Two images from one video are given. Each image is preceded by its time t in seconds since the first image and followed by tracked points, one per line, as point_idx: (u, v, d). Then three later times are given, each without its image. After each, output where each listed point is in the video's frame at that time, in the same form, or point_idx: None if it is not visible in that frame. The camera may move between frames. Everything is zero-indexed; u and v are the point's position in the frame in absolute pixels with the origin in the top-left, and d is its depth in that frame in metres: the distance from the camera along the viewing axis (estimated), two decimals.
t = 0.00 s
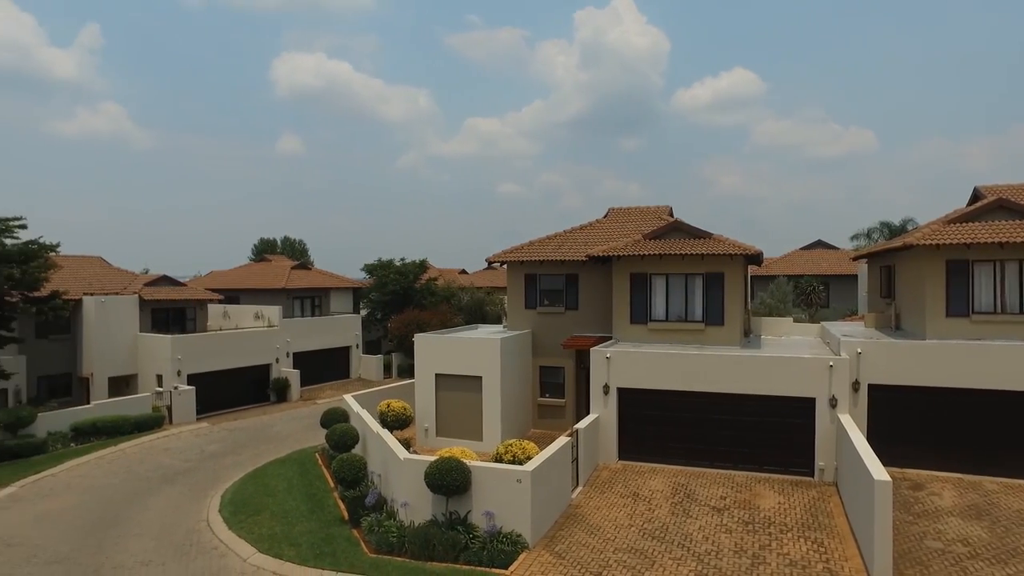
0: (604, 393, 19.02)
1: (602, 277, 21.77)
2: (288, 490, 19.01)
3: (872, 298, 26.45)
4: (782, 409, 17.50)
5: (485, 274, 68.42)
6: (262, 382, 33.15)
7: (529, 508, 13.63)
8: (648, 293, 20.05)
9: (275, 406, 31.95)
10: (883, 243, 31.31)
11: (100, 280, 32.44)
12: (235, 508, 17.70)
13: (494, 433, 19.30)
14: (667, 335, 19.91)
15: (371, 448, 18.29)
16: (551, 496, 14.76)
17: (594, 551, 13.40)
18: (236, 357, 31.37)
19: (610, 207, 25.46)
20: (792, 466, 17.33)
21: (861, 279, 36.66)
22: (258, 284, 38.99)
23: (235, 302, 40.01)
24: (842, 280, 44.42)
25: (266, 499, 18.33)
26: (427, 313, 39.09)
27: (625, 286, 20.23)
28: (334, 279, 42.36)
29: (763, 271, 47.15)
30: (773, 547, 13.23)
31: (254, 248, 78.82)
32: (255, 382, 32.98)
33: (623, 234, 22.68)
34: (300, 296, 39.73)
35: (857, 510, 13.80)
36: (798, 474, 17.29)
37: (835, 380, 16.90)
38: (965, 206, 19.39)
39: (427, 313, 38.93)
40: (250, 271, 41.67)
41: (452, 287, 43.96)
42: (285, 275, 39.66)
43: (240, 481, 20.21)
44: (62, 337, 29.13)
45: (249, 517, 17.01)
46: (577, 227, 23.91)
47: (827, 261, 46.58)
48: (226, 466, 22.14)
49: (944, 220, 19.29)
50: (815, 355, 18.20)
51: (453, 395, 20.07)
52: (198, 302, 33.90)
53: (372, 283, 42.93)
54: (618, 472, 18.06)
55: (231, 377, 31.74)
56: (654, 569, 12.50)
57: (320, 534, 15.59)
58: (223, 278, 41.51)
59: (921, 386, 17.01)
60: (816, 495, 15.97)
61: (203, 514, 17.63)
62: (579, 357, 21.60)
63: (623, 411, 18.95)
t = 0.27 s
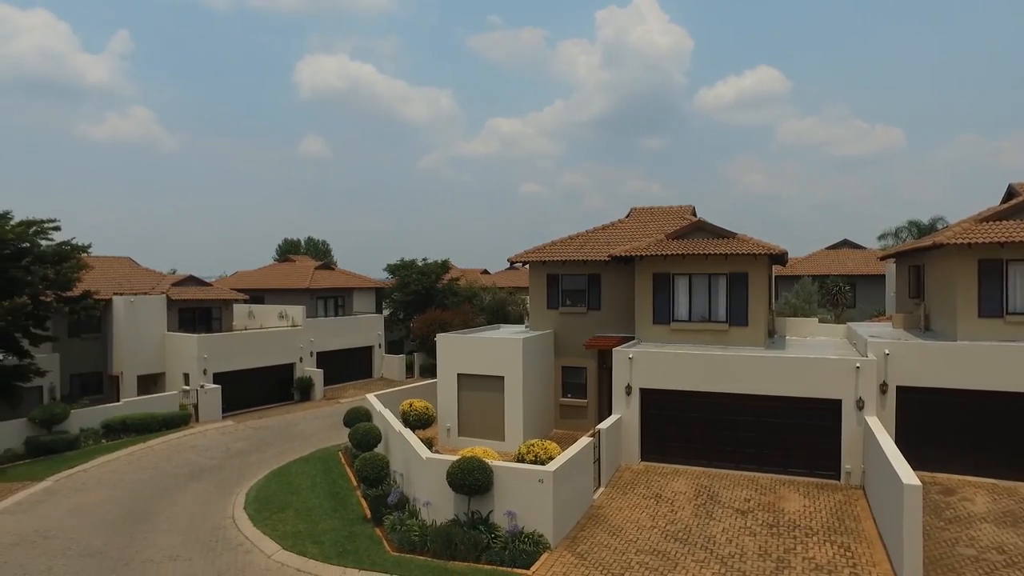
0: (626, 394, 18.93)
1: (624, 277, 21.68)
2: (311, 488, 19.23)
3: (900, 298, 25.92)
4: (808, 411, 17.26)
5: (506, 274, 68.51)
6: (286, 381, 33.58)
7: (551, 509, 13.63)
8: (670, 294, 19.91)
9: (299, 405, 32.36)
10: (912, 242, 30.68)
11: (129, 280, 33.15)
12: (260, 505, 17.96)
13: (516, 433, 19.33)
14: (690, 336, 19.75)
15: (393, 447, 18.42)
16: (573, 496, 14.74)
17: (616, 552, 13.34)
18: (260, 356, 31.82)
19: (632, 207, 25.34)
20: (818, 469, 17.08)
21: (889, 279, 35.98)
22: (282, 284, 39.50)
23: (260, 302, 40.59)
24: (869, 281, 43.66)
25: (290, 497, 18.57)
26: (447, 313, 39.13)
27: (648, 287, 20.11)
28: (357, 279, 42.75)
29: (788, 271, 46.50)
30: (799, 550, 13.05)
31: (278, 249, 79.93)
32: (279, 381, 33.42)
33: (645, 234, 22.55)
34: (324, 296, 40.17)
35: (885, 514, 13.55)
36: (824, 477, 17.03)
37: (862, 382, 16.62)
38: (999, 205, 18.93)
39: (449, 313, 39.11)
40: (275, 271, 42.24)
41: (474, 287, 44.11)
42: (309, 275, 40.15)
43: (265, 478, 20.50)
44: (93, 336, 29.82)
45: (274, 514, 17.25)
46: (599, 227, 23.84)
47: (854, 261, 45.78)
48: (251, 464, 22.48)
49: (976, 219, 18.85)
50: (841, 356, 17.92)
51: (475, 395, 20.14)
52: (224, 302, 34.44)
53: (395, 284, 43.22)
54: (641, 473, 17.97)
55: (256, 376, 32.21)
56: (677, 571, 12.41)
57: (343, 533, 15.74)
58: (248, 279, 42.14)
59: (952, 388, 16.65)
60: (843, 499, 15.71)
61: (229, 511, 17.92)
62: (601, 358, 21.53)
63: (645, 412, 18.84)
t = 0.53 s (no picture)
0: (651, 395, 18.80)
1: (649, 278, 21.54)
2: (337, 486, 19.46)
3: (933, 299, 25.36)
4: (837, 413, 16.96)
5: (530, 274, 68.54)
6: (313, 380, 34.02)
7: (575, 509, 13.61)
8: (696, 294, 19.73)
9: (325, 404, 32.76)
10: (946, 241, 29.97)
11: (160, 280, 33.88)
12: (287, 502, 18.23)
13: (540, 433, 19.33)
14: (716, 336, 19.55)
15: (418, 446, 18.55)
16: (597, 497, 14.70)
17: (641, 554, 13.27)
18: (287, 355, 32.29)
19: (657, 207, 25.17)
20: (847, 473, 16.78)
21: (921, 279, 35.20)
22: (308, 284, 40.01)
23: (286, 302, 41.16)
24: (900, 281, 42.75)
25: (316, 495, 18.80)
26: (473, 313, 39.38)
27: (673, 287, 19.95)
28: (382, 279, 43.13)
29: (816, 271, 45.75)
30: (828, 555, 12.84)
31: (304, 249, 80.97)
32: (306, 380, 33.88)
33: (670, 234, 22.38)
34: (349, 296, 40.61)
35: (917, 520, 13.25)
36: (854, 481, 16.72)
37: (893, 384, 16.29)
38: None
39: (473, 313, 39.26)
40: (301, 271, 42.80)
41: (498, 287, 44.23)
42: (335, 275, 40.62)
43: (291, 476, 20.80)
44: (125, 335, 30.54)
45: (300, 512, 17.49)
46: (624, 227, 23.72)
47: (884, 261, 44.86)
48: (278, 461, 22.81)
49: (1013, 218, 18.34)
50: (871, 358, 17.58)
51: (499, 395, 20.18)
52: (251, 302, 34.99)
53: (419, 284, 43.52)
54: (665, 475, 17.84)
55: (284, 375, 32.67)
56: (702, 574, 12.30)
57: (369, 531, 15.89)
58: (275, 279, 42.75)
59: (987, 391, 16.23)
60: (873, 503, 15.41)
61: (257, 507, 18.21)
62: (625, 358, 21.42)
63: (670, 413, 18.70)
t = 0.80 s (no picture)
0: (678, 396, 18.65)
1: (675, 278, 21.37)
2: (364, 484, 19.68)
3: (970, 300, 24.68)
4: (869, 416, 16.63)
5: (555, 275, 68.51)
6: (340, 380, 34.43)
7: (601, 510, 13.58)
8: (723, 294, 19.53)
9: (352, 403, 33.14)
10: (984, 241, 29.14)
11: (192, 280, 34.64)
12: (315, 500, 18.49)
13: (566, 433, 19.31)
14: (744, 337, 19.32)
15: (444, 446, 18.67)
16: (624, 498, 14.64)
17: (667, 556, 13.18)
18: (315, 355, 32.75)
19: (684, 206, 24.96)
20: (879, 477, 16.44)
21: (958, 279, 34.28)
22: (336, 284, 40.52)
23: (314, 302, 41.73)
24: (935, 281, 41.70)
25: (344, 493, 19.04)
26: (498, 313, 39.48)
27: (700, 287, 19.77)
28: (408, 279, 43.46)
29: (847, 270, 44.86)
30: (860, 561, 12.60)
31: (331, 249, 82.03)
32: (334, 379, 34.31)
33: (697, 234, 22.18)
34: (376, 296, 41.02)
35: (953, 526, 12.93)
36: (887, 486, 16.38)
37: (927, 387, 15.91)
38: None
39: (499, 313, 39.37)
40: (329, 272, 43.35)
41: (523, 287, 44.29)
42: (362, 276, 41.07)
43: (319, 474, 21.09)
44: (159, 334, 31.28)
45: (328, 509, 17.73)
46: (650, 227, 23.57)
47: (918, 261, 43.79)
48: (307, 459, 23.15)
49: None
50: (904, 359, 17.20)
51: (524, 395, 20.21)
52: (280, 302, 35.54)
53: (445, 284, 43.75)
54: (692, 477, 17.68)
55: (312, 374, 33.12)
56: None
57: (395, 529, 16.04)
58: (304, 279, 43.37)
59: None
60: (907, 509, 15.08)
61: (286, 504, 18.51)
62: (652, 359, 21.28)
63: (697, 414, 18.53)
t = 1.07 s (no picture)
0: (707, 397, 18.46)
1: (705, 278, 21.17)
2: (392, 482, 19.91)
3: (1013, 301, 23.92)
4: (905, 420, 16.24)
5: (583, 275, 68.32)
6: (369, 379, 34.85)
7: (629, 511, 13.53)
8: (754, 294, 19.27)
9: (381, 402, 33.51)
10: None
11: (226, 280, 35.41)
12: (345, 497, 18.77)
13: (594, 434, 19.27)
14: (775, 338, 19.05)
15: (471, 445, 18.77)
16: (652, 500, 14.56)
17: (696, 558, 13.07)
18: (344, 354, 33.20)
19: (714, 206, 24.70)
20: (916, 482, 16.04)
21: (999, 279, 33.23)
22: (365, 284, 41.01)
23: (344, 302, 42.29)
24: (974, 281, 40.49)
25: (373, 491, 19.27)
26: (526, 313, 39.55)
27: (730, 287, 19.54)
28: (436, 279, 43.78)
29: (882, 270, 43.84)
30: (896, 568, 12.33)
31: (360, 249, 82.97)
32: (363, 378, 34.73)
33: (727, 234, 21.93)
34: (404, 296, 41.41)
35: (994, 534, 12.57)
36: (924, 492, 15.98)
37: (967, 391, 15.48)
38: None
39: (526, 313, 39.43)
40: (358, 272, 43.89)
41: (551, 287, 44.28)
42: (391, 276, 41.50)
43: (349, 472, 21.38)
44: (193, 333, 32.05)
45: (357, 507, 17.98)
46: (679, 227, 23.38)
47: (957, 260, 42.57)
48: (337, 457, 23.49)
49: None
50: (942, 362, 16.76)
51: (552, 395, 20.22)
52: (310, 302, 36.11)
53: (473, 284, 43.96)
54: (722, 479, 17.49)
55: (341, 373, 33.57)
56: None
57: (423, 527, 16.19)
58: (333, 279, 43.98)
59: None
60: (945, 515, 14.69)
61: (316, 502, 18.82)
62: (681, 360, 21.10)
63: (727, 416, 18.32)
